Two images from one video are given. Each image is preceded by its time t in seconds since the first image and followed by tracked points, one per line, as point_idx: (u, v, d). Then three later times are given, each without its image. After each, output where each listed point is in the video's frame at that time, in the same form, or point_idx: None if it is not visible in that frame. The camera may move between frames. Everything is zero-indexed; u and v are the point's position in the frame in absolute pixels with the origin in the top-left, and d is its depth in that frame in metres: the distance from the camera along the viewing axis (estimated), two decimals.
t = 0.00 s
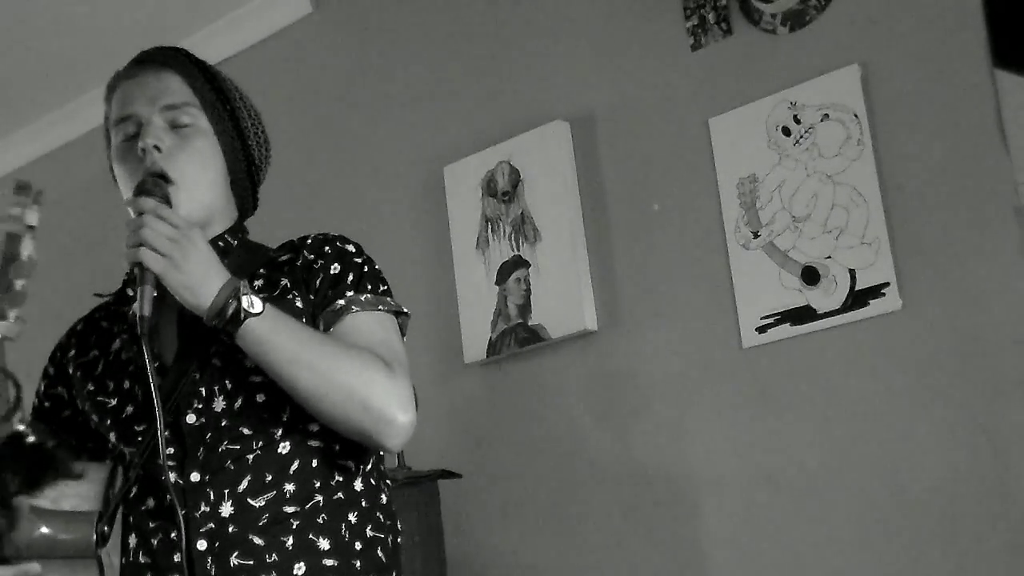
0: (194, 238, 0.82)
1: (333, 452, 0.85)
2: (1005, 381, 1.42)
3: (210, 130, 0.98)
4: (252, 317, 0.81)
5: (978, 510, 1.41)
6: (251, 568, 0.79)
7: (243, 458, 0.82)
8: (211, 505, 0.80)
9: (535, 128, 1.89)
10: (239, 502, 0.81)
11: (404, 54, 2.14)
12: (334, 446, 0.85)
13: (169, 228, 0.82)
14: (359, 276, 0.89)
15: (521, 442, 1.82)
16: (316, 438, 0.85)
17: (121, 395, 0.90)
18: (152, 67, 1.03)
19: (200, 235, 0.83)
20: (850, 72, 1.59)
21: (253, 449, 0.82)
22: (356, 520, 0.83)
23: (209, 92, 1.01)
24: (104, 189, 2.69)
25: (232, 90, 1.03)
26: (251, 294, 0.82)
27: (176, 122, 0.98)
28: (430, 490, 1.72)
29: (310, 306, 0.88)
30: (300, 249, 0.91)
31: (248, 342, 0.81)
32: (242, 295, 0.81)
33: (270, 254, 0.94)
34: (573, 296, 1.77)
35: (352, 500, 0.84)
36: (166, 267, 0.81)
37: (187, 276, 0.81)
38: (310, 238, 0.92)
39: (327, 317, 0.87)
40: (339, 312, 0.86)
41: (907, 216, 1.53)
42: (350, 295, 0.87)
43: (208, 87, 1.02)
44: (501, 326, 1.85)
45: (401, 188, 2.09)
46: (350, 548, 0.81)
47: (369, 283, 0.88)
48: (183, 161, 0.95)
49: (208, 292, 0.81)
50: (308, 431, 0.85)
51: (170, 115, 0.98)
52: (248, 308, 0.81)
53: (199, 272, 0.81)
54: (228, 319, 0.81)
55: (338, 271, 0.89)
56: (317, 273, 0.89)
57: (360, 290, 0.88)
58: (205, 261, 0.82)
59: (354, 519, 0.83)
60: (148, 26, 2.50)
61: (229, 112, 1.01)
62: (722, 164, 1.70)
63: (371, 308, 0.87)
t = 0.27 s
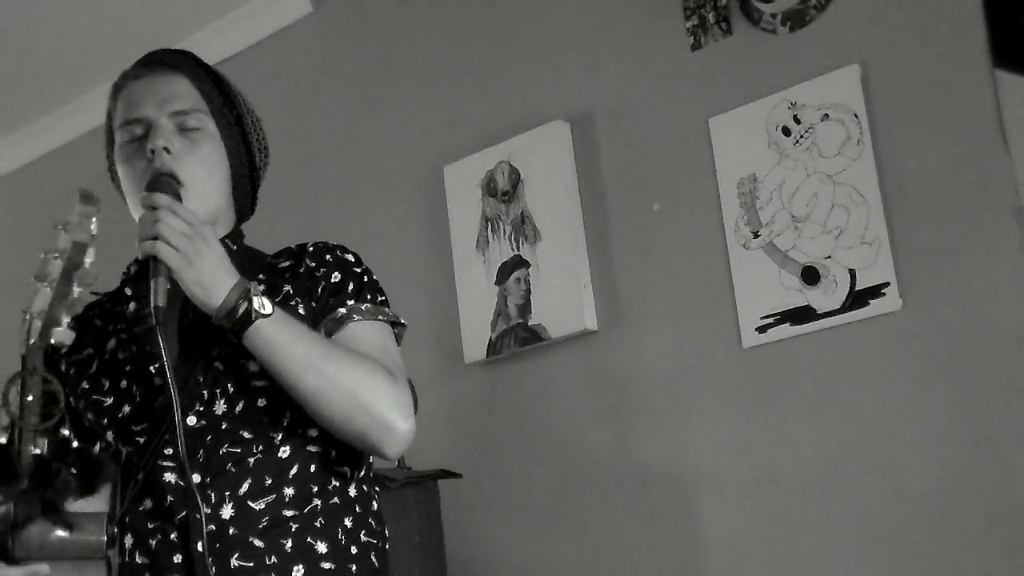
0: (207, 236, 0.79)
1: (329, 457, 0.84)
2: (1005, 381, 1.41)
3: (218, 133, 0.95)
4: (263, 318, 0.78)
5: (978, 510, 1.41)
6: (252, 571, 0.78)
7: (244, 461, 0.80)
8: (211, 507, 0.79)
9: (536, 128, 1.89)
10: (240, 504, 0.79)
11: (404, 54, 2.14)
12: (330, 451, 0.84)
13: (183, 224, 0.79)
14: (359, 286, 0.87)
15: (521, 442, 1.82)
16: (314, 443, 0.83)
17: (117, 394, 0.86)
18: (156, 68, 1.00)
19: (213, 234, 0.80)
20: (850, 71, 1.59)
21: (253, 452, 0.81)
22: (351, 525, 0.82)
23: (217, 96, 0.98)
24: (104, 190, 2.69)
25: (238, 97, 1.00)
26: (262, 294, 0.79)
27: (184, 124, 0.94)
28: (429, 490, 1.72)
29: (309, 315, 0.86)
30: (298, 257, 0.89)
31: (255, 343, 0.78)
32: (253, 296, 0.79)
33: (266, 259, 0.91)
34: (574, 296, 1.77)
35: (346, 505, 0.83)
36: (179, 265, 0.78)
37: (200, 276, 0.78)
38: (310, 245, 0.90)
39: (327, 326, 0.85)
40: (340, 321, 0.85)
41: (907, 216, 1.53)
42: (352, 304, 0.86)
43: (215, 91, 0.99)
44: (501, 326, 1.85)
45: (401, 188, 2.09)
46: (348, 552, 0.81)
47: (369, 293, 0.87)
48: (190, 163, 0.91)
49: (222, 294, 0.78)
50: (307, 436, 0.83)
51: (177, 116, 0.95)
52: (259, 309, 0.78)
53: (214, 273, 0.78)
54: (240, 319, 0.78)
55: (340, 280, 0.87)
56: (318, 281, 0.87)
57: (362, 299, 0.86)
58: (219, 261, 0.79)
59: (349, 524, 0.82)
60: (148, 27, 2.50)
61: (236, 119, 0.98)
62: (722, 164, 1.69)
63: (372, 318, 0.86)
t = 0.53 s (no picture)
0: (224, 237, 0.80)
1: (333, 462, 0.84)
2: (1005, 380, 1.41)
3: (230, 138, 0.96)
4: (275, 322, 0.80)
5: (978, 510, 1.41)
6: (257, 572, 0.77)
7: (251, 463, 0.80)
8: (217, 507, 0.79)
9: (535, 128, 1.89)
10: (245, 505, 0.79)
11: (404, 54, 2.15)
12: (334, 456, 0.85)
13: (202, 225, 0.79)
14: (364, 294, 0.88)
15: (521, 442, 1.82)
16: (319, 448, 0.84)
17: (121, 393, 0.87)
18: (171, 70, 1.00)
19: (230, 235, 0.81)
20: (850, 71, 1.59)
21: (259, 454, 0.81)
22: (352, 529, 0.82)
23: (231, 102, 0.99)
24: (104, 190, 2.69)
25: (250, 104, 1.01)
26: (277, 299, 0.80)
27: (198, 128, 0.95)
28: (429, 490, 1.72)
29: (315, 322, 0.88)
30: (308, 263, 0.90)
31: (267, 346, 0.79)
32: (267, 300, 0.80)
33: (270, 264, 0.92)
34: (574, 296, 1.77)
35: (348, 510, 0.83)
36: (197, 265, 0.78)
37: (217, 276, 0.79)
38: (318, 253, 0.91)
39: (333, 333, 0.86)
40: (347, 328, 0.86)
41: (907, 215, 1.53)
42: (358, 312, 0.87)
43: (228, 97, 0.99)
44: (502, 326, 1.85)
45: (401, 188, 2.09)
46: (350, 556, 0.81)
47: (374, 302, 0.88)
48: (204, 167, 0.92)
49: (238, 296, 0.79)
50: (312, 441, 0.84)
51: (192, 120, 0.96)
52: (275, 313, 0.80)
53: (231, 274, 0.79)
54: (254, 323, 0.79)
55: (346, 287, 0.88)
56: (326, 288, 0.88)
57: (367, 307, 0.88)
58: (236, 263, 0.80)
59: (351, 528, 0.82)
60: (148, 27, 2.50)
61: (248, 126, 0.99)
62: (722, 164, 1.70)
63: (378, 326, 0.87)
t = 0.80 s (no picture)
0: (243, 241, 0.83)
1: (337, 467, 0.88)
2: (1005, 380, 1.42)
3: (246, 145, 0.98)
4: (291, 329, 0.83)
5: (978, 510, 1.41)
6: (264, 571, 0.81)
7: (260, 466, 0.84)
8: (228, 508, 0.82)
9: (536, 128, 1.89)
10: (254, 507, 0.82)
11: (404, 54, 2.14)
12: (337, 461, 0.89)
13: (223, 228, 0.82)
14: (373, 303, 0.93)
15: (521, 442, 1.82)
16: (324, 452, 0.88)
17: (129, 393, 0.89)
18: (186, 73, 1.02)
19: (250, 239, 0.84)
20: (850, 72, 1.59)
21: (268, 458, 0.84)
22: (354, 533, 0.86)
23: (245, 108, 1.01)
24: (104, 190, 2.69)
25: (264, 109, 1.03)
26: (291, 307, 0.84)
27: (214, 132, 0.97)
28: (429, 489, 1.72)
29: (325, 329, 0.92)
30: (318, 271, 0.94)
31: (284, 353, 0.83)
32: (284, 306, 0.83)
33: (278, 269, 0.96)
34: (574, 295, 1.77)
35: (350, 514, 0.87)
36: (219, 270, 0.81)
37: (237, 282, 0.82)
38: (326, 260, 0.95)
39: (343, 340, 0.91)
40: (358, 336, 0.91)
41: (907, 215, 1.53)
42: (367, 321, 0.91)
43: (244, 103, 1.01)
44: (502, 326, 1.85)
45: (401, 188, 2.09)
46: (353, 559, 0.85)
47: (382, 311, 0.93)
48: (221, 172, 0.94)
49: (256, 301, 0.82)
50: (318, 446, 0.88)
51: (208, 124, 0.97)
52: (291, 321, 0.83)
53: (251, 281, 0.82)
54: (271, 329, 0.82)
55: (355, 296, 0.92)
56: (336, 295, 0.92)
57: (376, 316, 0.92)
58: (255, 268, 0.83)
59: (353, 532, 0.86)
60: (148, 26, 2.50)
61: (261, 131, 1.00)
62: (722, 164, 1.70)
63: (386, 335, 0.92)
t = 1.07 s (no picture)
0: (257, 235, 0.79)
1: (345, 470, 0.86)
2: (1004, 380, 1.42)
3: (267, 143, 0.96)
4: (302, 323, 0.80)
5: (977, 510, 1.41)
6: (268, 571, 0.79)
7: (267, 466, 0.82)
8: (234, 507, 0.80)
9: (536, 128, 1.89)
10: (260, 507, 0.81)
11: (404, 54, 2.14)
12: (346, 464, 0.87)
13: (238, 221, 0.78)
14: (387, 305, 0.91)
15: (521, 443, 1.82)
16: (332, 454, 0.86)
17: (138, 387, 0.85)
18: (214, 73, 1.01)
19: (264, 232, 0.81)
20: (850, 71, 1.59)
21: (276, 458, 0.83)
22: (362, 535, 0.84)
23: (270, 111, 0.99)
24: (103, 190, 2.69)
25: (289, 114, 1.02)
26: (300, 301, 0.81)
27: (237, 127, 0.95)
28: (429, 489, 1.72)
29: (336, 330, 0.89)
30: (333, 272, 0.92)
31: (291, 347, 0.80)
32: (294, 301, 0.80)
33: (294, 269, 0.94)
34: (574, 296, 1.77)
35: (358, 517, 0.85)
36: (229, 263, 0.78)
37: (247, 276, 0.79)
38: (343, 262, 0.93)
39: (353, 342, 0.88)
40: (368, 337, 0.88)
41: (908, 215, 1.53)
42: (379, 322, 0.89)
43: (270, 108, 1.01)
44: (502, 326, 1.85)
45: (401, 188, 2.09)
46: (359, 562, 0.83)
47: (395, 314, 0.91)
48: (242, 166, 0.91)
49: (266, 296, 0.79)
50: (327, 447, 0.86)
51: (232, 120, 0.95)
52: (301, 317, 0.80)
53: (261, 274, 0.79)
54: (280, 323, 0.80)
55: (369, 297, 0.90)
56: (350, 296, 0.90)
57: (389, 318, 0.90)
58: (265, 262, 0.79)
59: (361, 534, 0.84)
60: (148, 27, 2.50)
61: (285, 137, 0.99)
62: (722, 164, 1.70)
63: (398, 337, 0.89)
